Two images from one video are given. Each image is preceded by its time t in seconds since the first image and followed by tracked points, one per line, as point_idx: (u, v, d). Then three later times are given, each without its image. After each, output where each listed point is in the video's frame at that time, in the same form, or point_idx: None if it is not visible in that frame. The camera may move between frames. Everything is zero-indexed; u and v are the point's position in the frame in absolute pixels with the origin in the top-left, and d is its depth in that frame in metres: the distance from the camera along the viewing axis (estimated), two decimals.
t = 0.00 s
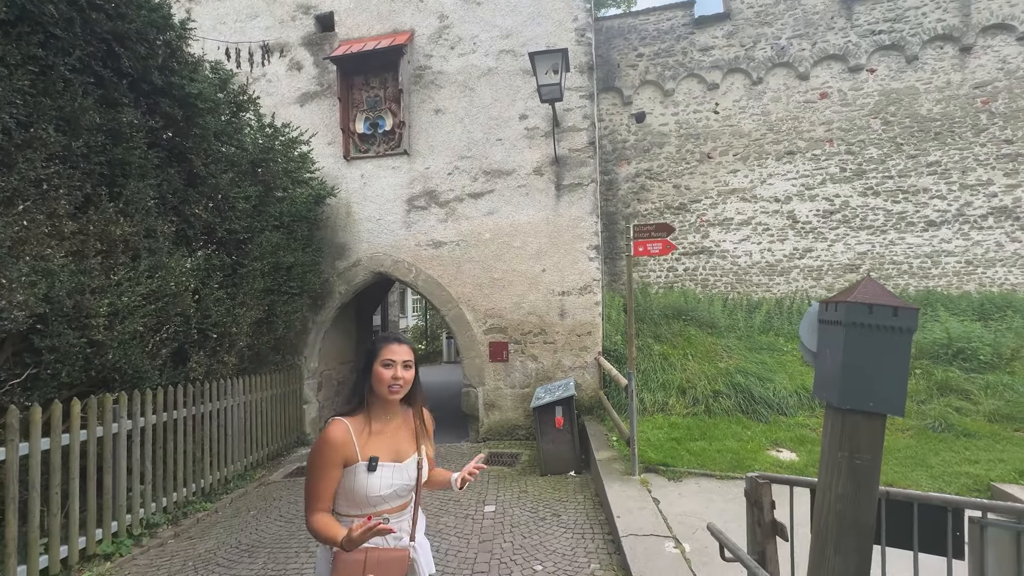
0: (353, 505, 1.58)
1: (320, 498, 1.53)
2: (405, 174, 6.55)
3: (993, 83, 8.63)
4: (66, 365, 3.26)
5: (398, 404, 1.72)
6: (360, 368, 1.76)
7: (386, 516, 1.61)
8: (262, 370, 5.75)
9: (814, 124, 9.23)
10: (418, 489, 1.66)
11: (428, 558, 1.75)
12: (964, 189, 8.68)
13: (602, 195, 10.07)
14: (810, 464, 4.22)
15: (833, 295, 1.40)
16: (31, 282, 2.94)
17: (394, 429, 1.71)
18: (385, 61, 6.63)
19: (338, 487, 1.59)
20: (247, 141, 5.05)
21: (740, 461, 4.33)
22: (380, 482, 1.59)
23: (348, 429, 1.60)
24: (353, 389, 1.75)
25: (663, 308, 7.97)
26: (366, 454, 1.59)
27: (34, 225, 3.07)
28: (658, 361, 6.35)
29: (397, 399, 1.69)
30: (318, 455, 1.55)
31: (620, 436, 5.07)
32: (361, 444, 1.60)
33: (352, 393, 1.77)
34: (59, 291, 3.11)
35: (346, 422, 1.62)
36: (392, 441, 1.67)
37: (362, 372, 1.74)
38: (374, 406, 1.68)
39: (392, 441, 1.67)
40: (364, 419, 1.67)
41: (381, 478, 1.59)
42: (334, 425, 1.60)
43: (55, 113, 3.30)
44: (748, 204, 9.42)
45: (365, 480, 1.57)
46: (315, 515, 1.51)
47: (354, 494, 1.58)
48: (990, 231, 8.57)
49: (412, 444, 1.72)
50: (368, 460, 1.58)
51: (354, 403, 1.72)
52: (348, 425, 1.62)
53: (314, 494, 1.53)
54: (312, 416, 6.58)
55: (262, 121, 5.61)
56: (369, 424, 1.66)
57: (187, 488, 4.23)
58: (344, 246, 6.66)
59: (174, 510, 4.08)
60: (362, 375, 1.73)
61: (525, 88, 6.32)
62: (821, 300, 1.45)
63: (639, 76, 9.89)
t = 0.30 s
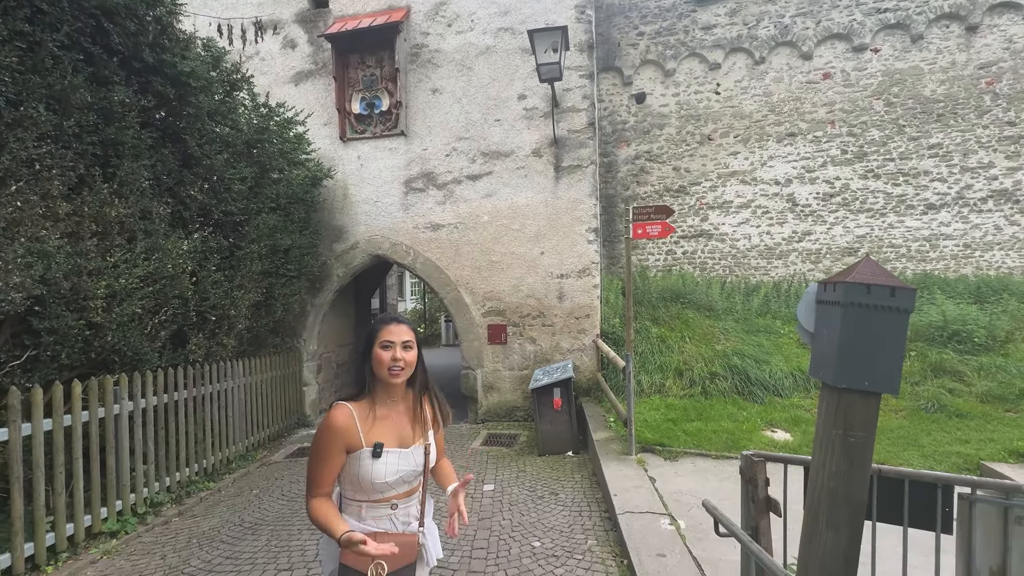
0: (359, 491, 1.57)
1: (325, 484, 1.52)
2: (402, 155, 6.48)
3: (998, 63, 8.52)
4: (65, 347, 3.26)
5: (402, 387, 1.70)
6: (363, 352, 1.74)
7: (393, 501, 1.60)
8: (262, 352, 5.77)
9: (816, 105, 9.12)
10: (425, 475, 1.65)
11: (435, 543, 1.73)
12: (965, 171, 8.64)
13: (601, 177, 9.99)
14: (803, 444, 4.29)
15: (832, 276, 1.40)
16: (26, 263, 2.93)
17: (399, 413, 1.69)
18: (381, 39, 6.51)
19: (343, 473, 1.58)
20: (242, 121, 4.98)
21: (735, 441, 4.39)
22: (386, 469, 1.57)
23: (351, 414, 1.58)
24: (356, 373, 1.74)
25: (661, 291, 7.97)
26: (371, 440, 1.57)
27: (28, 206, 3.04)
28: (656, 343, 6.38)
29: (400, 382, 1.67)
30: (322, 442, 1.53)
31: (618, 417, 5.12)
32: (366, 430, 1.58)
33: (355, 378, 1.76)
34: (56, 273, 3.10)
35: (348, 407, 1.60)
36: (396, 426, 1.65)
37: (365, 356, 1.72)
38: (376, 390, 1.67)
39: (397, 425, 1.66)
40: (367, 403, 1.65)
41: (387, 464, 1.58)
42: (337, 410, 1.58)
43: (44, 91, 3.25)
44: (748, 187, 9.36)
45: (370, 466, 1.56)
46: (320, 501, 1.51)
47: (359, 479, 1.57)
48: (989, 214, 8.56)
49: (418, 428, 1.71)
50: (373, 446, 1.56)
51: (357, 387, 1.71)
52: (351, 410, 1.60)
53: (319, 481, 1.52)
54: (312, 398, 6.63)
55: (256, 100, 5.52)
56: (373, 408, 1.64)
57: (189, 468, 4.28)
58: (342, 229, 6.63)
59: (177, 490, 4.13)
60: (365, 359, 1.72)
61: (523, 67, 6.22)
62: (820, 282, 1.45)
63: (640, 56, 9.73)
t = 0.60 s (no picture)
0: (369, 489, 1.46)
1: (337, 485, 1.40)
2: (399, 140, 6.42)
3: (1002, 47, 8.43)
4: (63, 333, 3.26)
5: (404, 377, 1.62)
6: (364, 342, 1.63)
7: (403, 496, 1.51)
8: (260, 338, 5.77)
9: (818, 90, 9.03)
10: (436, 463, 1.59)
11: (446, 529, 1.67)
12: (966, 157, 8.60)
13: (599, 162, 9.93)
14: (798, 429, 4.33)
15: (829, 261, 1.41)
16: (22, 249, 2.92)
17: (403, 404, 1.61)
18: (377, 21, 6.40)
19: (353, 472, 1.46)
20: (236, 105, 4.91)
21: (731, 425, 4.43)
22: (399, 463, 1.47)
23: (357, 408, 1.47)
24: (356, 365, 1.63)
25: (660, 277, 7.98)
26: (381, 433, 1.48)
27: (21, 190, 3.02)
28: (654, 329, 6.41)
29: (405, 371, 1.59)
30: (329, 441, 1.41)
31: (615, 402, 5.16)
32: (374, 423, 1.48)
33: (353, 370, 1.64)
34: (51, 259, 3.08)
35: (352, 400, 1.49)
36: (402, 416, 1.57)
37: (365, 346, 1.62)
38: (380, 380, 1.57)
39: (403, 416, 1.57)
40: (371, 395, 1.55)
41: (400, 458, 1.48)
42: (342, 405, 1.46)
43: (34, 74, 3.21)
44: (748, 172, 9.31)
45: (383, 462, 1.45)
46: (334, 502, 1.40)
47: (369, 477, 1.45)
48: (988, 200, 8.56)
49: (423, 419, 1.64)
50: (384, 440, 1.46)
51: (358, 378, 1.59)
52: (355, 404, 1.49)
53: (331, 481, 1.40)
54: (312, 383, 6.65)
55: (250, 84, 5.44)
56: (377, 400, 1.54)
57: (190, 453, 4.31)
58: (339, 215, 6.58)
59: (178, 474, 4.16)
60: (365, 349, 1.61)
61: (522, 50, 6.14)
62: (817, 266, 1.45)
63: (641, 38, 9.58)
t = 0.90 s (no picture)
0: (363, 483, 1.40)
1: (328, 479, 1.30)
2: (396, 128, 6.36)
3: (1003, 35, 8.38)
4: (58, 323, 3.24)
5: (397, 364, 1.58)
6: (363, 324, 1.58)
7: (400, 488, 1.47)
8: (257, 328, 5.76)
9: (818, 78, 8.96)
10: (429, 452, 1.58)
11: (450, 515, 1.65)
12: (964, 146, 8.59)
13: (598, 151, 9.87)
14: (793, 417, 4.37)
15: (824, 251, 1.40)
16: (14, 238, 2.89)
17: (393, 392, 1.56)
18: (372, 7, 6.30)
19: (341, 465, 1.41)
20: (229, 92, 4.85)
21: (726, 414, 4.47)
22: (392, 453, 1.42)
23: (346, 394, 1.41)
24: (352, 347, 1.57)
25: (657, 267, 7.98)
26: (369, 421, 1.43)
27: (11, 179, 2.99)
28: (651, 319, 6.42)
29: (399, 357, 1.54)
30: (315, 429, 1.34)
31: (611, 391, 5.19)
32: (362, 410, 1.43)
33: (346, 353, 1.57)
34: (44, 248, 3.05)
35: (342, 387, 1.43)
36: (391, 405, 1.52)
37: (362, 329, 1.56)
38: (373, 365, 1.52)
39: (392, 405, 1.53)
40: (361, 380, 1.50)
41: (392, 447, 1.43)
42: (331, 391, 1.39)
43: (22, 60, 3.16)
44: (747, 161, 9.28)
45: (374, 452, 1.40)
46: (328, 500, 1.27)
47: (360, 467, 1.40)
48: (986, 189, 8.56)
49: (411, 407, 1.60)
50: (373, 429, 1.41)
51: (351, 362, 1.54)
52: (342, 390, 1.43)
53: (319, 474, 1.31)
54: (309, 372, 6.65)
55: (244, 70, 5.36)
56: (368, 386, 1.49)
57: (188, 442, 4.32)
58: (335, 204, 6.54)
59: (177, 463, 4.18)
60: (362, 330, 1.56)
61: (519, 37, 6.07)
62: (812, 256, 1.45)
63: (640, 25, 9.45)
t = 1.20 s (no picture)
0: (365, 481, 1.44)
1: (326, 482, 1.33)
2: (392, 119, 6.32)
3: (1003, 25, 8.36)
4: (53, 315, 3.23)
5: (401, 360, 1.56)
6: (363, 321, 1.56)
7: (403, 485, 1.48)
8: (254, 320, 5.74)
9: (817, 69, 8.92)
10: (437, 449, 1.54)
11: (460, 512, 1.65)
12: (962, 138, 8.59)
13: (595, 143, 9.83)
14: (788, 408, 4.41)
15: (818, 244, 1.41)
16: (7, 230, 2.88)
17: (396, 389, 1.55)
18: None
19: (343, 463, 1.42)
20: (223, 82, 4.81)
21: (722, 405, 4.50)
22: (392, 450, 1.44)
23: (347, 397, 1.41)
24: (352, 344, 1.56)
25: (654, 259, 7.99)
26: (370, 422, 1.43)
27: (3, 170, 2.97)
28: (648, 311, 6.44)
29: (402, 353, 1.52)
30: (315, 431, 1.34)
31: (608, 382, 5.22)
32: (364, 412, 1.43)
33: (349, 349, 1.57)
34: (37, 240, 3.04)
35: (343, 386, 1.43)
36: (394, 404, 1.51)
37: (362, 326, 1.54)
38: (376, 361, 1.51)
39: (396, 402, 1.52)
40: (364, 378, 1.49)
41: (392, 446, 1.44)
42: (331, 393, 1.39)
43: (12, 49, 3.13)
44: (745, 153, 9.27)
45: (375, 450, 1.41)
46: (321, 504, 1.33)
47: (362, 466, 1.42)
48: (983, 181, 8.58)
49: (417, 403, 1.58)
50: (375, 429, 1.41)
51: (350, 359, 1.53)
52: (345, 390, 1.43)
53: (315, 478, 1.33)
54: (306, 364, 6.66)
55: (237, 60, 5.29)
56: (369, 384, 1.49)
57: (187, 434, 4.32)
58: (332, 195, 6.50)
59: (176, 455, 4.18)
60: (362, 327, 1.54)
61: (516, 26, 6.02)
62: (807, 248, 1.45)
63: (638, 15, 9.36)
